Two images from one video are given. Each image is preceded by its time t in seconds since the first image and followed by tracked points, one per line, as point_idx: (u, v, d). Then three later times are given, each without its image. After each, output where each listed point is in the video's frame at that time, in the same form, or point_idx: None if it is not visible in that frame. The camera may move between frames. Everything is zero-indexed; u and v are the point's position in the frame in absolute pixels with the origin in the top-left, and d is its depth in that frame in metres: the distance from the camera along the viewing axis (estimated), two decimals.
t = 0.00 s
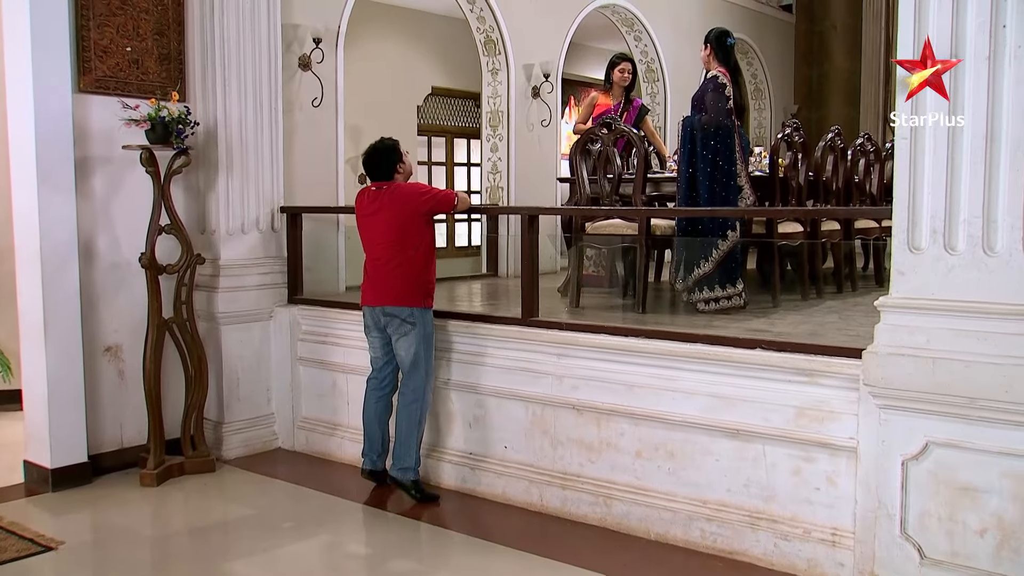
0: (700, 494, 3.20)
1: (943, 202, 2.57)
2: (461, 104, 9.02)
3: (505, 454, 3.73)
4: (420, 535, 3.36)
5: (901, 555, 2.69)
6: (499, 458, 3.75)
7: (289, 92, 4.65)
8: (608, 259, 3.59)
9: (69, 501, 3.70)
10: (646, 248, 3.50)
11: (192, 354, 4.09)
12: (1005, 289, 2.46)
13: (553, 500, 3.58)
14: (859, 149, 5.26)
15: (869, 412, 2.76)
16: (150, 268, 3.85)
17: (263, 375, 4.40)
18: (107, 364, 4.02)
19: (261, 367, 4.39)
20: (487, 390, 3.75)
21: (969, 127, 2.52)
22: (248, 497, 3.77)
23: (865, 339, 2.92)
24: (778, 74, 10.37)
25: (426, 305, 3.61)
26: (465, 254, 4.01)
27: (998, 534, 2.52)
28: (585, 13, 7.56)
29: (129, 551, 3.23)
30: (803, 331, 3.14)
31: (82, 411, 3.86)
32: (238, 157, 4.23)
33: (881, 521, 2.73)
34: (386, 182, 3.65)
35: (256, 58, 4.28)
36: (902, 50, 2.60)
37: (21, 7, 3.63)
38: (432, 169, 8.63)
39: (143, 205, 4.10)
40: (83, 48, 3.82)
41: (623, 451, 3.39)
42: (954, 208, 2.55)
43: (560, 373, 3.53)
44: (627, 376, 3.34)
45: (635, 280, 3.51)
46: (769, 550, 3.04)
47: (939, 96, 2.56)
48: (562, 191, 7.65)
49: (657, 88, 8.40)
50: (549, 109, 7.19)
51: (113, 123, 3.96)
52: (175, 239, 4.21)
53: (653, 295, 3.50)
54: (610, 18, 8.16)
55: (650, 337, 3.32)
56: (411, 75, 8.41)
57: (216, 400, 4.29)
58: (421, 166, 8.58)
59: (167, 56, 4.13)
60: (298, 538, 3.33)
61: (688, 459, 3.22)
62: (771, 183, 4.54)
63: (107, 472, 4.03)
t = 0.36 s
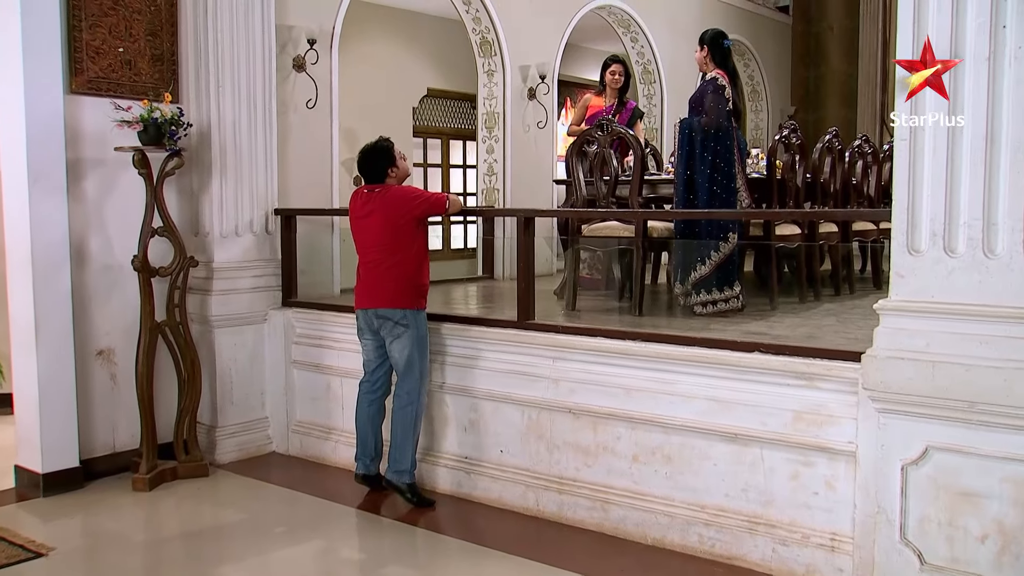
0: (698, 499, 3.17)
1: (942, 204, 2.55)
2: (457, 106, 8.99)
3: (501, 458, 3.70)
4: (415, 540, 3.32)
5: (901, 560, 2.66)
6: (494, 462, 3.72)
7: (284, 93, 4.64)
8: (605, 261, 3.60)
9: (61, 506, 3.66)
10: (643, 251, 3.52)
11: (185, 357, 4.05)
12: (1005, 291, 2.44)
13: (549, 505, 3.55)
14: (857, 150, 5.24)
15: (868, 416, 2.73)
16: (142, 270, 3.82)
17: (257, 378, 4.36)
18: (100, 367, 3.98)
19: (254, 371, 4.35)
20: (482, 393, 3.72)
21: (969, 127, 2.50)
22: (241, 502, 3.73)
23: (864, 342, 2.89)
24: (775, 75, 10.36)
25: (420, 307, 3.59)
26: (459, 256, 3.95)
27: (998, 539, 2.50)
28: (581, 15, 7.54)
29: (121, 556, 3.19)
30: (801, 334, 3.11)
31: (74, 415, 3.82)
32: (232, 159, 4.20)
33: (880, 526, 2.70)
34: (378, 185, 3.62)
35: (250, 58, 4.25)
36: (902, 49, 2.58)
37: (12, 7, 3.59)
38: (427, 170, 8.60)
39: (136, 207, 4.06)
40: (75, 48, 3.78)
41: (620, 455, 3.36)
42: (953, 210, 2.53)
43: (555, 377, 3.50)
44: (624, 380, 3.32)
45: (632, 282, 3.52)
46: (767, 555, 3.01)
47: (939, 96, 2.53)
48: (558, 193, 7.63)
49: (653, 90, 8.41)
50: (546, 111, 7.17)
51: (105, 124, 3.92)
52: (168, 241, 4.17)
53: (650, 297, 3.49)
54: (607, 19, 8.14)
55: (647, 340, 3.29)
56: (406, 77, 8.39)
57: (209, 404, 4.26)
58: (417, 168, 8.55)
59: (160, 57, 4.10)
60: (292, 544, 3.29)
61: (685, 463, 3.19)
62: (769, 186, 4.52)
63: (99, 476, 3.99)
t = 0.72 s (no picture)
0: (693, 503, 3.14)
1: (940, 205, 2.52)
2: (451, 107, 8.96)
3: (494, 461, 3.67)
4: (409, 545, 3.29)
5: (897, 565, 2.64)
6: (488, 465, 3.69)
7: (276, 93, 4.59)
8: (599, 263, 3.63)
9: (49, 511, 3.62)
10: (637, 252, 3.55)
11: (175, 361, 4.01)
12: (1003, 294, 2.42)
13: (543, 509, 3.52)
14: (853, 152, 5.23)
15: (865, 419, 2.71)
16: (132, 273, 3.78)
17: (249, 381, 4.33)
18: (89, 370, 3.94)
19: (246, 374, 4.31)
20: (475, 396, 3.69)
21: (968, 127, 2.48)
22: (233, 506, 3.70)
23: (860, 345, 2.87)
24: (769, 76, 10.36)
25: (411, 314, 3.54)
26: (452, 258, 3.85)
27: (996, 544, 2.47)
28: (575, 16, 7.52)
29: (110, 562, 3.15)
30: (796, 336, 3.09)
31: (63, 419, 3.78)
32: (223, 160, 4.16)
33: (877, 531, 2.68)
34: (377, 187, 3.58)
35: (241, 59, 4.21)
36: (901, 49, 2.55)
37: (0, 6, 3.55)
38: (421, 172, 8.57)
39: (126, 208, 4.02)
40: (64, 48, 3.74)
41: (614, 458, 3.33)
42: (951, 211, 2.51)
43: (550, 380, 3.47)
44: (618, 383, 3.29)
45: (626, 284, 3.51)
46: (763, 560, 2.98)
47: (939, 96, 2.51)
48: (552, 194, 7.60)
49: (648, 90, 8.43)
50: (540, 112, 7.15)
51: (94, 125, 3.88)
52: (158, 243, 4.14)
53: (644, 300, 3.48)
54: (601, 19, 8.12)
55: (642, 343, 3.26)
56: (400, 78, 8.36)
57: (200, 408, 4.22)
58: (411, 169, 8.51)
59: (151, 58, 4.07)
60: (283, 549, 3.26)
61: (680, 467, 3.17)
62: (764, 187, 4.50)
63: (88, 481, 3.95)
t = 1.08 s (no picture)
0: (690, 507, 3.12)
1: (938, 207, 2.50)
2: (446, 108, 8.95)
3: (490, 465, 3.64)
4: (404, 550, 3.26)
5: (896, 571, 2.62)
6: (483, 470, 3.66)
7: (269, 95, 4.57)
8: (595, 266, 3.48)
9: (41, 516, 3.58)
10: (634, 254, 3.45)
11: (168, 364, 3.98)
12: (1003, 297, 2.40)
13: (538, 513, 3.49)
14: (851, 154, 5.19)
15: (863, 423, 2.69)
16: (124, 275, 3.75)
17: (242, 384, 4.29)
18: (81, 374, 3.90)
19: (239, 377, 4.28)
20: (470, 400, 3.66)
21: (967, 127, 2.46)
22: (226, 511, 3.66)
23: (859, 348, 2.85)
24: (765, 78, 10.36)
25: (406, 319, 3.50)
26: (446, 260, 3.81)
27: (996, 549, 2.45)
28: (571, 17, 7.51)
29: (102, 568, 3.12)
30: (794, 339, 3.07)
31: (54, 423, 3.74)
32: (217, 162, 4.13)
33: (876, 536, 2.66)
34: (378, 188, 3.54)
35: (235, 59, 4.18)
36: (900, 49, 2.53)
37: None
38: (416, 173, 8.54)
39: (119, 210, 3.99)
40: (55, 48, 3.71)
41: (611, 462, 3.30)
42: (950, 213, 2.48)
43: (546, 383, 3.44)
44: (615, 387, 3.26)
45: (624, 287, 3.45)
46: (760, 565, 2.96)
47: (939, 97, 2.49)
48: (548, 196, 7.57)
49: (644, 92, 8.43)
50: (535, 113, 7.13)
51: (86, 126, 3.85)
52: (150, 245, 4.10)
53: (641, 302, 3.45)
54: (597, 21, 8.11)
55: (638, 346, 3.24)
56: (395, 79, 8.34)
57: (193, 411, 4.19)
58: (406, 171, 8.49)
59: (144, 58, 4.03)
60: (276, 554, 3.23)
61: (676, 471, 3.14)
62: (761, 189, 4.48)
63: (79, 485, 3.91)
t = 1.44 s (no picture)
0: (690, 512, 3.09)
1: (941, 210, 2.48)
2: (446, 110, 8.93)
3: (489, 470, 3.61)
4: (401, 555, 3.23)
5: None
6: (483, 474, 3.63)
7: (267, 97, 4.54)
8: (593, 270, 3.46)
9: (36, 521, 3.55)
10: (634, 257, 3.37)
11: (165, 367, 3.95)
12: (1006, 301, 2.38)
13: (538, 518, 3.46)
14: (851, 156, 5.17)
15: (865, 428, 2.66)
16: (120, 279, 3.72)
17: (240, 388, 4.27)
18: (77, 377, 3.88)
19: (237, 381, 4.26)
20: (470, 404, 3.64)
21: (969, 127, 2.43)
22: (223, 515, 3.64)
23: (861, 352, 2.82)
24: (766, 81, 10.35)
25: (408, 323, 3.47)
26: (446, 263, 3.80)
27: (1000, 555, 2.42)
28: (570, 19, 7.49)
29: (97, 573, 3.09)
30: (795, 343, 3.04)
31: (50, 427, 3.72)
32: (214, 164, 4.11)
33: (879, 542, 2.63)
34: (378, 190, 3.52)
35: (232, 62, 4.16)
36: (900, 49, 2.52)
37: None
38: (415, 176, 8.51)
39: (115, 212, 3.97)
40: (51, 50, 3.69)
41: (610, 467, 3.28)
42: (952, 215, 2.46)
43: (545, 387, 3.42)
44: (615, 391, 3.24)
45: (623, 290, 3.40)
46: (761, 571, 2.93)
47: (939, 97, 2.47)
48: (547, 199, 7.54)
49: (644, 94, 8.40)
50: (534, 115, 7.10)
51: (82, 128, 3.82)
52: (147, 248, 4.08)
53: (641, 306, 3.40)
54: (597, 23, 8.10)
55: (638, 350, 3.21)
56: (393, 81, 8.33)
57: (190, 415, 4.16)
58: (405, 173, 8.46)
59: (140, 60, 4.01)
60: (273, 559, 3.20)
61: (676, 476, 3.12)
62: (761, 191, 4.45)
63: (75, 490, 3.88)
